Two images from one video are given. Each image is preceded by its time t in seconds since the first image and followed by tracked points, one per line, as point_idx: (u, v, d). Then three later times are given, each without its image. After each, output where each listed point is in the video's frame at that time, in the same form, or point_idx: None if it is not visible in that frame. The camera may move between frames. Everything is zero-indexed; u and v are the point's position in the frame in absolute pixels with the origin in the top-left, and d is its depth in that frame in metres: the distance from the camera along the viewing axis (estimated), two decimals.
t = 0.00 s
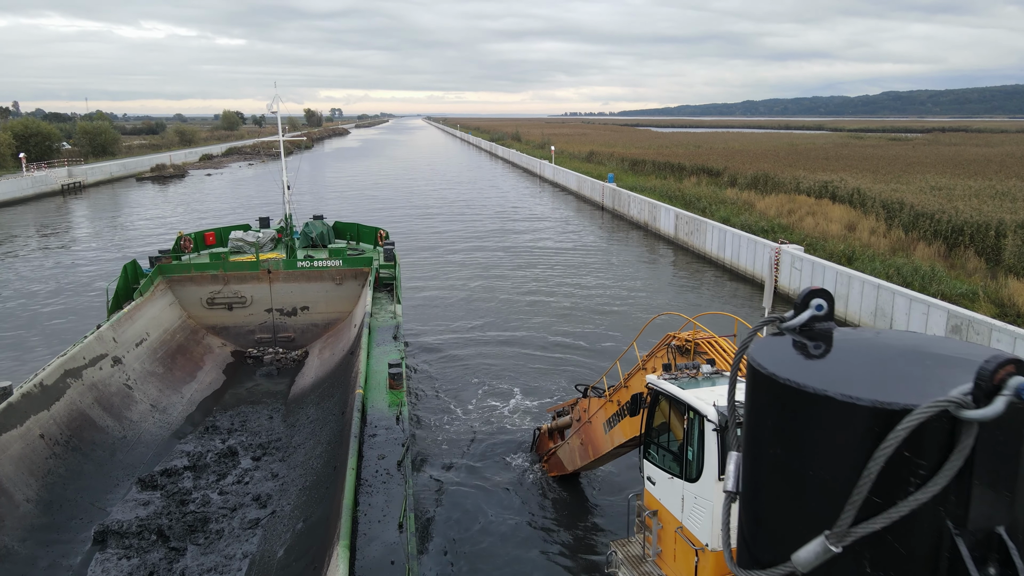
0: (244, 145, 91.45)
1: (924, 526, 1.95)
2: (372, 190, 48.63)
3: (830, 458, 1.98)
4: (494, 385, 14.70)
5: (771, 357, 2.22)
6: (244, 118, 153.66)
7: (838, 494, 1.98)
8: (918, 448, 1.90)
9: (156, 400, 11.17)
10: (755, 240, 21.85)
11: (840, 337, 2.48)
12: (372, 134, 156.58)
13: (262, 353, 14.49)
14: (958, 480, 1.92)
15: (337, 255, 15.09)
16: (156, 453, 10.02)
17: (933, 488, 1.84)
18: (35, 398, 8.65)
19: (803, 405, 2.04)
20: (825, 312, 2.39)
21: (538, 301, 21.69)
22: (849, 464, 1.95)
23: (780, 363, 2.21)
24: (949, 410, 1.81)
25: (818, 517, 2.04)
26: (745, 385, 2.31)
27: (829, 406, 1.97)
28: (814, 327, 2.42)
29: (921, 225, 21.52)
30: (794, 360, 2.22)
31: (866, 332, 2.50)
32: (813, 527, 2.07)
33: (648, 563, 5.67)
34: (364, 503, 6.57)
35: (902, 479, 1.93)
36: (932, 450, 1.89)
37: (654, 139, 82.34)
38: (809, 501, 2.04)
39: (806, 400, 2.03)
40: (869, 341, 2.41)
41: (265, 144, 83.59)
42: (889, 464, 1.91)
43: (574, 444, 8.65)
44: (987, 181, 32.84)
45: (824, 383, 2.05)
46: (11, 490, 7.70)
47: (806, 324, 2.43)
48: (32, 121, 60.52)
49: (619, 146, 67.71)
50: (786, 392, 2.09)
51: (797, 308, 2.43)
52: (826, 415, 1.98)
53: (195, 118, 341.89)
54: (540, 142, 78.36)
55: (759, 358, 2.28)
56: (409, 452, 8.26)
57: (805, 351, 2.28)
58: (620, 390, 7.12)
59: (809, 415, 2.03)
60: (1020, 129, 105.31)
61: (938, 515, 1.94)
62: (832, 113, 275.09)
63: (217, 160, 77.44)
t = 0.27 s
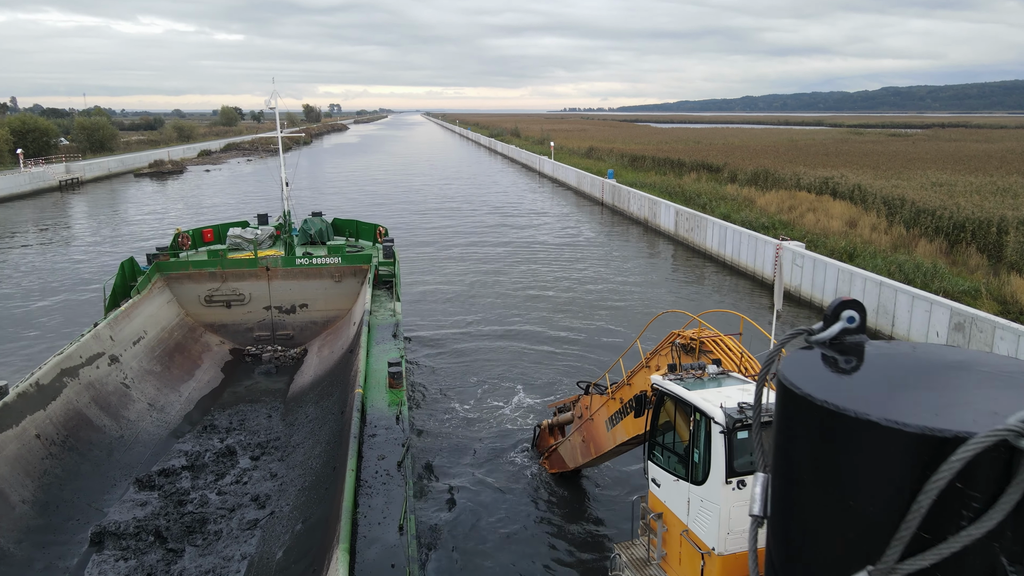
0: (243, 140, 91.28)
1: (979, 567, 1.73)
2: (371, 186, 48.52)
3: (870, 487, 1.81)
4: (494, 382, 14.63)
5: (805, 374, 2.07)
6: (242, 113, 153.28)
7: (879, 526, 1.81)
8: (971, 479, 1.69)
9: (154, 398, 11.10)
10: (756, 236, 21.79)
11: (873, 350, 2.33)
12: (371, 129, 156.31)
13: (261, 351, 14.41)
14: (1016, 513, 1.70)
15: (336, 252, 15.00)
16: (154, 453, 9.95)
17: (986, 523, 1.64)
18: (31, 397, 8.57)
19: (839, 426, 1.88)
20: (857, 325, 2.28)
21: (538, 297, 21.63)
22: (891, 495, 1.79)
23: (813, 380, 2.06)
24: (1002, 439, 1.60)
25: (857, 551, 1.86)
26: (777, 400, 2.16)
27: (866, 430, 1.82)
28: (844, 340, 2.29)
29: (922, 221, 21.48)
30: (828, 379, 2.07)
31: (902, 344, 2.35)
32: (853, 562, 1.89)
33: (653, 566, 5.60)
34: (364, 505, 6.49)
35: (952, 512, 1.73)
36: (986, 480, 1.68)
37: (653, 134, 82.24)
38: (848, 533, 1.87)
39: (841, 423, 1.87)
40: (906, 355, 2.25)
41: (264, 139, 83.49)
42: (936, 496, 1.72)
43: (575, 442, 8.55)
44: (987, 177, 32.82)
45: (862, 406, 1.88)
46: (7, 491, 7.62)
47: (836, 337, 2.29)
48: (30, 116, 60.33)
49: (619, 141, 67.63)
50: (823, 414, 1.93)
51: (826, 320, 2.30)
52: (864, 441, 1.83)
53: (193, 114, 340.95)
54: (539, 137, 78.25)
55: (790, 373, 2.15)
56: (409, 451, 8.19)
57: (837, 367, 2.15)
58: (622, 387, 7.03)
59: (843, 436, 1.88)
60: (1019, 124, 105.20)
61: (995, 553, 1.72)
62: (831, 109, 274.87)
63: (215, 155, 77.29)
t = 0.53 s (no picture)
0: (241, 135, 91.01)
1: None
2: (370, 181, 48.39)
3: (916, 515, 1.66)
4: (494, 379, 14.56)
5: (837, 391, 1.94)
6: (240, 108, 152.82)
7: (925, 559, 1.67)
8: None
9: (152, 396, 11.02)
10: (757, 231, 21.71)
11: (909, 364, 2.18)
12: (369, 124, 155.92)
13: (259, 347, 14.32)
14: None
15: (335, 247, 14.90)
16: (151, 451, 9.88)
17: None
18: (26, 395, 8.49)
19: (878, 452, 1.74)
20: (892, 336, 2.09)
21: (538, 292, 21.56)
22: (939, 529, 1.63)
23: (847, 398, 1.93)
24: None
25: None
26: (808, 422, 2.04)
27: (911, 455, 1.67)
28: (876, 353, 2.14)
29: (923, 216, 21.41)
30: (863, 396, 1.93)
31: (940, 357, 2.19)
32: None
33: (657, 568, 5.54)
34: (363, 505, 6.41)
35: (1013, 550, 1.54)
36: None
37: (653, 129, 82.07)
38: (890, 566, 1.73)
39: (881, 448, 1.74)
40: (946, 372, 2.10)
41: (262, 134, 83.26)
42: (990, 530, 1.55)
43: (576, 437, 8.43)
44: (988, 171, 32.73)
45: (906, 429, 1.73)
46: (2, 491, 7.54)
47: (869, 350, 2.14)
48: (27, 110, 60.08)
49: (618, 136, 67.48)
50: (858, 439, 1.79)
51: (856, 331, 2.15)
52: (909, 468, 1.68)
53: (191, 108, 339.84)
54: (538, 132, 78.06)
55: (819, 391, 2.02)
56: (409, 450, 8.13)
57: (870, 384, 2.00)
58: (625, 382, 6.96)
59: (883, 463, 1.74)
60: (1018, 118, 105.22)
61: None
62: (830, 103, 274.54)
63: (214, 150, 77.07)
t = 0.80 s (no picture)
0: (239, 129, 90.60)
1: None
2: (368, 175, 48.18)
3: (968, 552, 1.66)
4: (494, 376, 14.50)
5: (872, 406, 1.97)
6: (238, 102, 152.33)
7: None
8: None
9: (149, 392, 10.94)
10: (757, 226, 21.64)
11: (943, 377, 2.18)
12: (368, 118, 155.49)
13: (258, 343, 14.25)
14: None
15: (333, 243, 14.79)
16: (148, 449, 9.80)
17: None
18: (22, 393, 8.41)
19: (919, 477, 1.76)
20: (930, 348, 2.09)
21: (537, 288, 21.47)
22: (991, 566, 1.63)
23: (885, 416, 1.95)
24: None
25: None
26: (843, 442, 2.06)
27: (968, 489, 1.66)
28: (913, 366, 2.14)
29: (924, 211, 21.33)
30: (899, 415, 1.95)
31: (977, 370, 2.19)
32: None
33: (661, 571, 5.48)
34: (362, 505, 6.35)
35: None
36: None
37: (652, 123, 81.77)
38: None
39: (924, 474, 1.75)
40: (983, 389, 2.11)
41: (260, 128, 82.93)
42: None
43: (578, 429, 8.26)
44: (989, 166, 32.59)
45: (955, 456, 1.74)
46: None
47: (906, 362, 2.13)
48: (23, 104, 59.71)
49: (617, 131, 67.23)
50: (903, 466, 1.80)
51: (892, 342, 2.13)
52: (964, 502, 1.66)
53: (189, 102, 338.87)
54: (537, 126, 77.80)
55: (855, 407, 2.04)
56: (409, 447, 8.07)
57: (904, 400, 2.03)
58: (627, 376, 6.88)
59: (930, 494, 1.74)
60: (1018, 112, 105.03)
61: None
62: (830, 97, 273.79)
63: (211, 144, 76.75)
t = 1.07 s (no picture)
0: (237, 123, 90.24)
1: None
2: (367, 169, 48.03)
3: None
4: (494, 371, 14.45)
5: (912, 431, 1.74)
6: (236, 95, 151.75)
7: None
8: None
9: (146, 389, 10.86)
10: (757, 221, 21.57)
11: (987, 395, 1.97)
12: (366, 112, 154.95)
13: (256, 339, 14.18)
14: None
15: (332, 238, 14.70)
16: (145, 447, 9.74)
17: None
18: (17, 390, 8.33)
19: (965, 514, 1.55)
20: (972, 365, 1.90)
21: (537, 282, 21.40)
22: None
23: (927, 440, 1.73)
24: None
25: None
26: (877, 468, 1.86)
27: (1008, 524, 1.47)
28: (952, 385, 1.94)
29: (925, 205, 21.27)
30: (934, 435, 1.76)
31: None
32: None
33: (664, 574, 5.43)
34: (362, 505, 6.28)
35: None
36: None
37: (651, 117, 81.57)
38: None
39: (962, 504, 1.55)
40: None
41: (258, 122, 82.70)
42: None
43: (579, 421, 8.07)
44: (990, 160, 32.54)
45: (994, 484, 1.54)
46: None
47: (945, 382, 1.93)
48: (20, 98, 59.38)
49: (617, 124, 67.11)
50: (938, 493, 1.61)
51: (930, 358, 1.96)
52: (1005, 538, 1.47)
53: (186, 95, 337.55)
54: (536, 120, 77.61)
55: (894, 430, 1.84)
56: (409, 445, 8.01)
57: (942, 420, 1.83)
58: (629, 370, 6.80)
59: (969, 527, 1.54)
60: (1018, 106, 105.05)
61: None
62: (829, 91, 273.32)
63: (209, 138, 76.45)
